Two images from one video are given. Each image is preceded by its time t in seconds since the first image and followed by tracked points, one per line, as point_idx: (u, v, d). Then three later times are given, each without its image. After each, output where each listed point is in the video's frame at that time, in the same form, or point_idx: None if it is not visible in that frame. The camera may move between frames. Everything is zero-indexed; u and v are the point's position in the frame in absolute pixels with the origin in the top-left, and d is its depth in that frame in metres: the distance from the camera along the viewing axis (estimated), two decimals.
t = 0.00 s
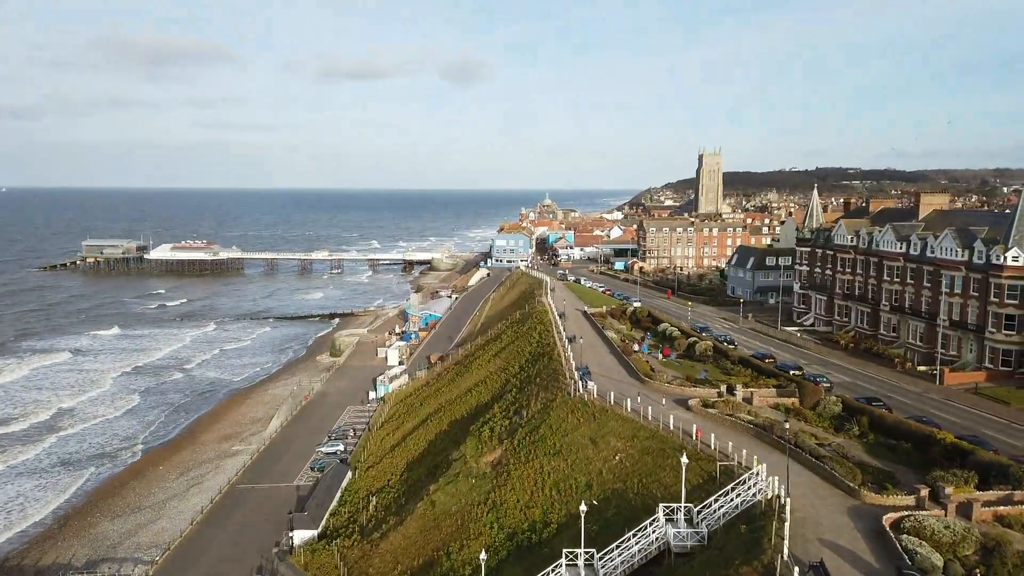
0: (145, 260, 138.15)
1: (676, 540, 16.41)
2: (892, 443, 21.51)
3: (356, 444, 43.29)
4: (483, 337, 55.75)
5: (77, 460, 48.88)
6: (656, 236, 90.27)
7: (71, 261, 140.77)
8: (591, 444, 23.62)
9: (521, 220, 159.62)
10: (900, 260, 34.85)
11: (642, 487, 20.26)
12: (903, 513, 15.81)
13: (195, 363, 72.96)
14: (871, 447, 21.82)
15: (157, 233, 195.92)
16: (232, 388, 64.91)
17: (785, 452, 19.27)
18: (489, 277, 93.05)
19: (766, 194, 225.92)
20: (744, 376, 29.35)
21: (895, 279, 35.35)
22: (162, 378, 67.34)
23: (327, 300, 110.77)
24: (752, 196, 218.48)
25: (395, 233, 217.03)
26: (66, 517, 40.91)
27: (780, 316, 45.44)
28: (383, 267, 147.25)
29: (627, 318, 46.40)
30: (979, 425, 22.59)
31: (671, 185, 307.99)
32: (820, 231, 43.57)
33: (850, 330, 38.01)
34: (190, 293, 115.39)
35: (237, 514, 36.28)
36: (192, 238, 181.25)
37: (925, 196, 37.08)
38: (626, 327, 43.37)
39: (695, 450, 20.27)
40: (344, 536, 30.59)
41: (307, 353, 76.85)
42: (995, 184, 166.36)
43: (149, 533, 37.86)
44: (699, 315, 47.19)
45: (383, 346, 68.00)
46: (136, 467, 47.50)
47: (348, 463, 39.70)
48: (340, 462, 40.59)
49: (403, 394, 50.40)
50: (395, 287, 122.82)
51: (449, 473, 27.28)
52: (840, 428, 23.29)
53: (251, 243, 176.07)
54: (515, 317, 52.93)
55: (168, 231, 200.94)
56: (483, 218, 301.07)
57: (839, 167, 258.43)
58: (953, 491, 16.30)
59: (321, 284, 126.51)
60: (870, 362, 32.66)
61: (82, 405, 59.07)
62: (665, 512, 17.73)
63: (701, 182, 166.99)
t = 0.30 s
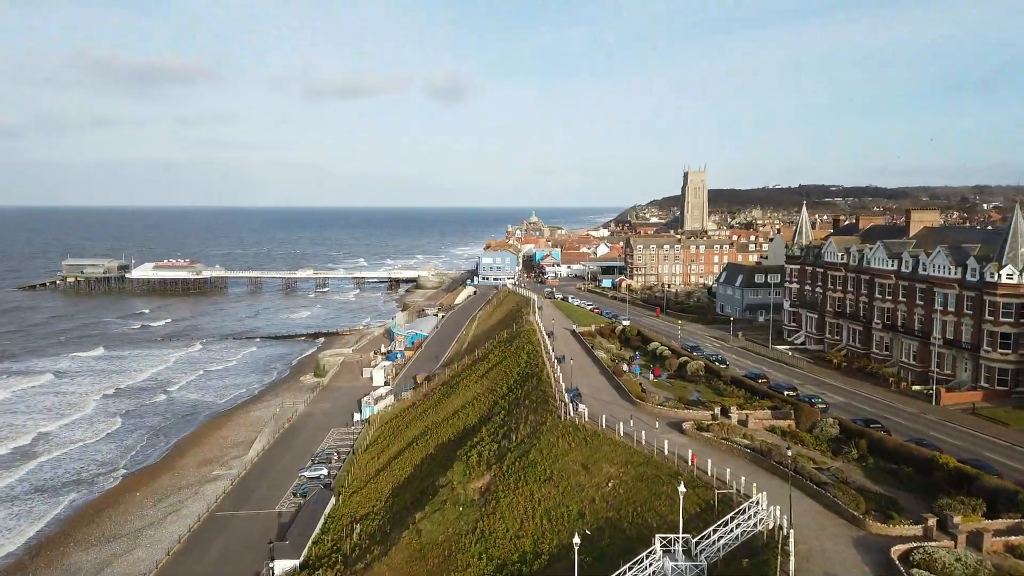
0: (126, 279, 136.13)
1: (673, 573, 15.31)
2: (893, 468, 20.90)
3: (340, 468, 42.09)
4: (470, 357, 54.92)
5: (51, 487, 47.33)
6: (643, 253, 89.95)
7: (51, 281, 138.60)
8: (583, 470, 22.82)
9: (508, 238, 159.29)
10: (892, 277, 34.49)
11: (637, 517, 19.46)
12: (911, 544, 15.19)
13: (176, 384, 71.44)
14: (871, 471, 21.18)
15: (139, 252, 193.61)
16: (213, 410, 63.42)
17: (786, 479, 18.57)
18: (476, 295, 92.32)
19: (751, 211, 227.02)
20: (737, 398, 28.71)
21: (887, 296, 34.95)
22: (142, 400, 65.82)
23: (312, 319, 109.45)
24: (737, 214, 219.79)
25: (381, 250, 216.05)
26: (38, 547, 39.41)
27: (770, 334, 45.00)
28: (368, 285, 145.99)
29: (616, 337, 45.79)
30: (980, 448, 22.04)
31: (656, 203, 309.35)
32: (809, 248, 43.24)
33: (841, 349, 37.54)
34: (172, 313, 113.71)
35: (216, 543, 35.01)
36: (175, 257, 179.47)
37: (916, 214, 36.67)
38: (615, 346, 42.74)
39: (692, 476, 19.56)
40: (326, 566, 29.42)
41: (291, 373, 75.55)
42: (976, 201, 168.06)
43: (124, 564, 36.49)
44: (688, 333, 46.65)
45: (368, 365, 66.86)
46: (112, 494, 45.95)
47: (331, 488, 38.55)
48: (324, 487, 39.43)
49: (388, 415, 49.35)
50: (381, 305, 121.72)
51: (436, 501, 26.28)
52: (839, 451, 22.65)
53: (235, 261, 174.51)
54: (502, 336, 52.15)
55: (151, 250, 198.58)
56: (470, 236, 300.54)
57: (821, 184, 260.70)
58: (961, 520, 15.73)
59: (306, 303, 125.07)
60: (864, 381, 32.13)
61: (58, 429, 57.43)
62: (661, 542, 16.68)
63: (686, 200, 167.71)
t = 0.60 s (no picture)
0: (114, 299, 134.63)
1: None
2: (901, 496, 20.22)
3: (328, 493, 40.99)
4: (462, 378, 54.05)
5: (31, 515, 45.93)
6: (635, 272, 89.59)
7: (38, 301, 136.90)
8: (581, 498, 21.96)
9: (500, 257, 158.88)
10: (891, 297, 34.02)
11: (637, 549, 18.60)
12: None
13: (162, 407, 70.08)
14: (879, 499, 20.45)
15: (128, 271, 192.20)
16: (201, 434, 62.17)
17: (794, 510, 17.85)
18: (468, 314, 91.57)
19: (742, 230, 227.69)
20: (737, 422, 27.99)
21: (887, 316, 34.45)
22: (128, 423, 64.46)
23: (302, 339, 108.29)
24: (728, 233, 220.56)
25: (372, 270, 215.16)
26: None
27: (766, 355, 44.42)
28: (359, 305, 144.99)
29: (611, 358, 45.10)
30: (989, 475, 21.37)
31: (647, 222, 310.29)
32: (805, 268, 42.80)
33: (840, 370, 36.96)
34: (160, 333, 112.27)
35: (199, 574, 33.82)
36: (164, 277, 178.04)
37: (914, 233, 36.34)
38: (610, 367, 42.00)
39: (695, 507, 18.82)
40: None
41: (280, 394, 74.36)
42: (964, 220, 169.15)
43: None
44: (684, 354, 45.99)
45: (358, 387, 65.86)
46: (94, 521, 44.65)
47: (320, 515, 37.48)
48: (312, 514, 38.31)
49: (379, 438, 48.34)
50: (372, 325, 120.70)
51: (427, 530, 25.33)
52: (844, 478, 21.95)
53: (225, 281, 173.26)
54: (495, 357, 51.35)
55: (140, 270, 196.86)
56: (460, 255, 300.41)
57: (811, 204, 262.30)
58: (979, 555, 15.10)
59: (296, 323, 123.91)
60: (864, 404, 31.48)
61: (40, 454, 56.01)
62: None
63: (678, 219, 168.01)
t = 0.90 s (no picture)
0: (107, 316, 133.44)
1: None
2: (916, 522, 19.50)
3: (322, 516, 39.92)
4: (459, 396, 53.19)
5: (16, 539, 44.67)
6: (633, 288, 88.97)
7: (29, 318, 135.58)
8: (583, 525, 21.06)
9: (496, 273, 158.29)
10: (895, 314, 33.42)
11: None
12: None
13: (154, 426, 68.86)
14: (893, 525, 19.71)
15: (122, 288, 190.87)
16: (193, 453, 61.03)
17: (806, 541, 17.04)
18: (464, 331, 90.75)
19: (738, 245, 227.76)
20: (741, 443, 27.22)
21: (891, 334, 33.82)
22: (118, 443, 63.23)
23: (297, 357, 107.23)
24: (723, 249, 220.69)
25: (367, 286, 214.28)
26: None
27: (768, 373, 43.72)
28: (354, 321, 143.91)
29: (610, 376, 44.35)
30: (1004, 500, 20.68)
31: (643, 238, 310.37)
32: (807, 284, 42.21)
33: (844, 388, 36.28)
34: (152, 350, 111.03)
35: None
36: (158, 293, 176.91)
37: (918, 249, 35.88)
38: (609, 386, 41.24)
39: (702, 535, 18.01)
40: None
41: (274, 413, 73.27)
42: (958, 235, 169.54)
43: None
44: (684, 372, 45.20)
45: (353, 405, 64.85)
46: (80, 545, 43.47)
47: (313, 538, 36.41)
48: (303, 538, 37.17)
49: (374, 458, 47.38)
50: (367, 342, 119.68)
51: (422, 557, 24.36)
52: (854, 503, 21.21)
53: (219, 297, 172.14)
54: (492, 375, 50.54)
55: (134, 287, 195.50)
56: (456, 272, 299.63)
57: (806, 220, 262.67)
58: None
59: (291, 339, 122.79)
60: (870, 424, 30.78)
61: (27, 475, 54.76)
62: None
63: (674, 235, 167.88)
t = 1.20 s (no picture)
0: (103, 329, 132.53)
1: None
2: (932, 543, 18.77)
3: (317, 533, 38.96)
4: (458, 409, 52.42)
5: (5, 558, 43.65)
6: (632, 299, 88.28)
7: (24, 332, 134.65)
8: (587, 546, 20.26)
9: (494, 285, 157.72)
10: (902, 326, 32.80)
11: None
12: None
13: (148, 441, 67.91)
14: (909, 545, 18.97)
15: (118, 301, 190.08)
16: (187, 469, 60.06)
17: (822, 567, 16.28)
18: (462, 343, 90.03)
19: (736, 256, 227.68)
20: (748, 460, 26.47)
21: (898, 346, 33.18)
22: (111, 458, 62.26)
23: (293, 369, 106.31)
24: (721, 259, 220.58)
25: (364, 297, 213.65)
26: None
27: (772, 386, 43.03)
28: (352, 333, 143.05)
29: (611, 389, 43.65)
30: None
31: (641, 249, 310.39)
32: (810, 295, 41.65)
33: (850, 402, 35.59)
34: (148, 363, 110.05)
35: None
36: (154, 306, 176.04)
37: (924, 259, 35.44)
38: (611, 400, 40.53)
39: (712, 559, 17.23)
40: None
41: (270, 426, 72.34)
42: (955, 246, 169.65)
43: None
44: (687, 386, 44.42)
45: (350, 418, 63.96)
46: (70, 564, 42.49)
47: (307, 557, 35.50)
48: (298, 557, 36.12)
49: (371, 473, 46.52)
50: (364, 354, 118.80)
51: None
52: (867, 522, 20.45)
53: (216, 309, 171.40)
54: (491, 388, 49.80)
55: (130, 299, 194.71)
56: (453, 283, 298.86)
57: (803, 230, 262.71)
58: None
59: (288, 352, 121.84)
60: (878, 438, 30.07)
61: (18, 492, 53.78)
62: None
63: (672, 246, 167.64)
